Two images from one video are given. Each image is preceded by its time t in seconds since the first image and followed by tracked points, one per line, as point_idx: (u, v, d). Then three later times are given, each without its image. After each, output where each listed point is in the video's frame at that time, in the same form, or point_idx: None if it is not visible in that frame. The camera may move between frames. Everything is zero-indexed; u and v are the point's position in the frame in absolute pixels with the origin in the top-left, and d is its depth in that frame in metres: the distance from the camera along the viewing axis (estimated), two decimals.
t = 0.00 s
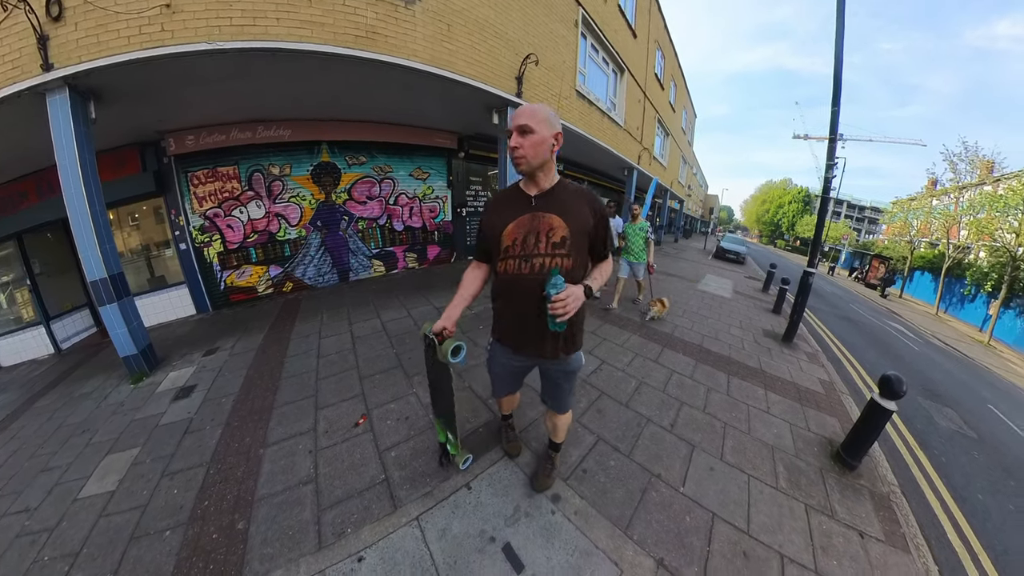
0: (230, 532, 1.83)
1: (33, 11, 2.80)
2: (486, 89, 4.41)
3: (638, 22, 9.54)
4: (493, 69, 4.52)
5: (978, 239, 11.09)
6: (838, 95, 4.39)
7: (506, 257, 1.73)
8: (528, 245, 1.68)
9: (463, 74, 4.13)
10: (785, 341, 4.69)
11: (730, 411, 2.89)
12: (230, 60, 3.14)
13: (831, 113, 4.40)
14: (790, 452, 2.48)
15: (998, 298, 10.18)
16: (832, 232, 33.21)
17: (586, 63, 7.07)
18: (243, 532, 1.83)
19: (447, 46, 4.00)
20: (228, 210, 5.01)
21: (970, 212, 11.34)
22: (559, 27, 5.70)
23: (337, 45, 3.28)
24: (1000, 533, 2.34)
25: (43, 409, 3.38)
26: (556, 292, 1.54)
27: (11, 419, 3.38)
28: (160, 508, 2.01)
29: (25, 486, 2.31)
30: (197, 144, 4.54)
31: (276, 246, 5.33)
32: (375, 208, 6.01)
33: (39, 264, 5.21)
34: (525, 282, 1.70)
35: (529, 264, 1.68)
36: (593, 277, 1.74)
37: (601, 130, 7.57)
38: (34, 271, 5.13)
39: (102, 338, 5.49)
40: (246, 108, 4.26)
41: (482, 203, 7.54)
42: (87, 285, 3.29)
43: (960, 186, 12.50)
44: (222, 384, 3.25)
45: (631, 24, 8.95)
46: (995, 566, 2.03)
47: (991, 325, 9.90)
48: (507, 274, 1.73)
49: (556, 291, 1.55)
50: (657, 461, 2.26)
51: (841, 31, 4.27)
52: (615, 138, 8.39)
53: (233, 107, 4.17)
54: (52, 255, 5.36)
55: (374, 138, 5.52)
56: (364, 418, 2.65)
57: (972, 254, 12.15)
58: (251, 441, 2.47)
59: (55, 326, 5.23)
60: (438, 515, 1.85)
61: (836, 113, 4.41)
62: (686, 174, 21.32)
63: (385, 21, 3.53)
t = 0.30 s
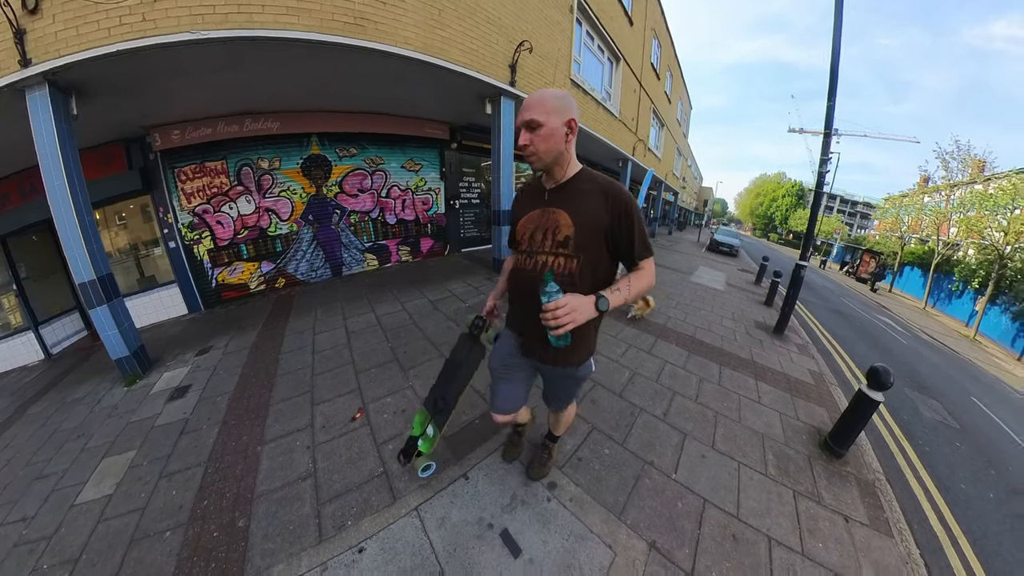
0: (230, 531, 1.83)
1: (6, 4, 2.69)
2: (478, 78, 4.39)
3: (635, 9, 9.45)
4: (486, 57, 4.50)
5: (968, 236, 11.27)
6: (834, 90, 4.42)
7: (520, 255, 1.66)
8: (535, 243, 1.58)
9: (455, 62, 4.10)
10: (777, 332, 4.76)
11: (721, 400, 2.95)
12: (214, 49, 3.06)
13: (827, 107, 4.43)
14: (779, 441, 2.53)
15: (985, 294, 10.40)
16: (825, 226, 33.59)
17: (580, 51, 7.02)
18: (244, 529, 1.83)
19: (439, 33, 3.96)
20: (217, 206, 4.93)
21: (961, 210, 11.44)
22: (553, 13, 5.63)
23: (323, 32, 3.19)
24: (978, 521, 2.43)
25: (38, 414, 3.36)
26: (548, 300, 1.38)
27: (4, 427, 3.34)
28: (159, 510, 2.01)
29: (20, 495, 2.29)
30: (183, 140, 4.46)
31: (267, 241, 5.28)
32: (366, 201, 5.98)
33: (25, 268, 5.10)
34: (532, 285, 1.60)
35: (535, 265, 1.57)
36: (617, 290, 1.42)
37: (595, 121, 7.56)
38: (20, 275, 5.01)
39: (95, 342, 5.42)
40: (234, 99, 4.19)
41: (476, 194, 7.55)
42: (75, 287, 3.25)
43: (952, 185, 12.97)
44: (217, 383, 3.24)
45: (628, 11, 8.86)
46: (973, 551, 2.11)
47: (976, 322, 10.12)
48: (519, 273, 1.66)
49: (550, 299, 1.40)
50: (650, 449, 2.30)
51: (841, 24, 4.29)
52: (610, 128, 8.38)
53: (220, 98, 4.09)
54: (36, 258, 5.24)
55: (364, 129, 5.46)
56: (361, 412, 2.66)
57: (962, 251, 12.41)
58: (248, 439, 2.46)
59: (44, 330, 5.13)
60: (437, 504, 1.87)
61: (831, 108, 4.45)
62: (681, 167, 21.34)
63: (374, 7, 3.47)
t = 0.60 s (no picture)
0: (214, 551, 1.75)
1: None
2: (457, 74, 4.39)
3: (613, 9, 9.61)
4: (465, 54, 4.50)
5: (931, 228, 11.93)
6: (806, 90, 4.63)
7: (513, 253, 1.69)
8: (526, 241, 1.60)
9: (434, 59, 4.10)
10: (754, 323, 4.93)
11: (703, 389, 3.04)
12: (184, 44, 2.95)
13: (800, 107, 4.63)
14: (759, 425, 2.63)
15: (949, 282, 11.07)
16: (799, 221, 35.03)
17: (560, 49, 7.11)
18: (228, 549, 1.76)
19: (417, 30, 3.94)
20: (189, 209, 4.70)
21: (925, 204, 12.25)
22: (532, 11, 5.68)
23: (300, 27, 3.15)
24: (944, 491, 2.60)
25: None
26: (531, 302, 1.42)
27: None
28: (136, 535, 1.90)
29: None
30: (153, 139, 4.26)
31: (243, 245, 5.10)
32: (345, 202, 5.87)
33: None
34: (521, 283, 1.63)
35: (525, 263, 1.60)
36: (599, 296, 1.45)
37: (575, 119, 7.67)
38: None
39: (59, 361, 5.09)
40: (203, 97, 4.03)
41: (456, 192, 7.58)
42: (37, 299, 3.04)
43: (917, 180, 13.30)
44: (193, 396, 3.10)
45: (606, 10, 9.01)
46: (940, 518, 2.26)
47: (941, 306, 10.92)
48: (510, 271, 1.69)
49: (532, 299, 1.45)
50: (636, 440, 2.35)
51: (813, 27, 4.50)
52: (589, 127, 8.51)
53: (189, 96, 3.93)
54: None
55: (342, 127, 5.38)
56: (346, 419, 2.60)
57: (927, 243, 13.12)
58: (229, 454, 2.37)
59: (5, 348, 4.74)
60: (427, 509, 1.85)
61: (804, 108, 4.65)
62: (659, 164, 21.83)
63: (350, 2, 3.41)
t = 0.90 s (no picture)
0: None
1: None
2: (432, 82, 4.41)
3: (585, 20, 10.00)
4: (440, 62, 4.55)
5: (888, 222, 12.73)
6: (769, 98, 4.95)
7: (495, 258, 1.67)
8: (509, 247, 1.59)
9: (410, 67, 4.09)
10: (729, 318, 5.13)
11: (683, 384, 3.14)
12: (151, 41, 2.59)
13: (764, 113, 4.94)
14: (738, 415, 2.73)
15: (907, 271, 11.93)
16: (765, 221, 36.97)
17: (533, 59, 7.32)
18: None
19: (393, 37, 3.92)
20: (154, 217, 4.41)
21: (882, 200, 13.03)
22: (506, 23, 5.84)
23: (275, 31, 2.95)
24: (913, 461, 2.77)
25: None
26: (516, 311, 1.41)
27: None
28: None
29: None
30: (116, 142, 3.96)
31: (212, 255, 4.85)
32: (319, 209, 5.76)
33: None
34: (504, 289, 1.63)
35: (508, 269, 1.59)
36: (583, 306, 1.47)
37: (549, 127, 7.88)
38: None
39: None
40: (167, 103, 3.85)
41: (432, 199, 7.60)
42: None
43: (875, 179, 14.31)
44: (159, 420, 2.89)
45: (578, 22, 9.37)
46: (909, 485, 2.43)
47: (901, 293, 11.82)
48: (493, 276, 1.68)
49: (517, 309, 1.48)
50: (620, 438, 2.38)
51: (774, 41, 4.85)
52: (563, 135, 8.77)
53: (150, 103, 3.74)
54: None
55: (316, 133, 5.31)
56: (325, 436, 2.52)
57: (887, 236, 14.04)
58: (200, 482, 2.22)
59: None
60: (413, 526, 1.80)
61: (768, 114, 4.97)
62: (632, 170, 22.63)
63: (325, 7, 3.27)
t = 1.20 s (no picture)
0: None
1: None
2: (417, 88, 4.43)
3: (567, 29, 10.27)
4: (425, 68, 4.59)
5: (862, 220, 13.27)
6: (746, 104, 5.16)
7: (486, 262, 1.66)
8: (500, 252, 1.59)
9: (394, 72, 4.11)
10: (712, 317, 5.24)
11: (669, 383, 3.18)
12: (130, 40, 2.47)
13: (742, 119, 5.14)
14: (725, 411, 2.76)
15: (882, 267, 12.46)
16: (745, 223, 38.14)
17: (517, 66, 7.46)
18: None
19: (378, 43, 3.94)
20: (131, 223, 4.19)
21: (856, 200, 13.47)
22: (490, 31, 5.94)
23: (259, 33, 2.89)
24: (893, 447, 2.85)
25: None
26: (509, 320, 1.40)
27: None
28: None
29: None
30: (92, 143, 3.78)
31: (191, 262, 4.65)
32: (302, 215, 5.65)
33: None
34: (495, 295, 1.62)
35: (499, 274, 1.58)
36: (575, 314, 1.47)
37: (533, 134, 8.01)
38: None
39: None
40: (144, 105, 3.71)
41: (417, 205, 7.57)
42: None
43: (848, 179, 14.95)
44: (135, 436, 2.73)
45: (561, 30, 9.62)
46: (890, 468, 2.50)
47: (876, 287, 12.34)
48: (483, 280, 1.67)
49: (508, 318, 1.51)
50: (610, 439, 2.38)
51: (750, 50, 5.06)
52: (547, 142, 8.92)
53: (126, 105, 3.61)
54: None
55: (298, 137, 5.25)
56: (310, 449, 2.44)
57: (859, 234, 14.66)
58: (178, 502, 2.10)
59: None
60: (404, 541, 1.75)
61: (746, 119, 5.17)
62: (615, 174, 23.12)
63: (309, 11, 3.24)
